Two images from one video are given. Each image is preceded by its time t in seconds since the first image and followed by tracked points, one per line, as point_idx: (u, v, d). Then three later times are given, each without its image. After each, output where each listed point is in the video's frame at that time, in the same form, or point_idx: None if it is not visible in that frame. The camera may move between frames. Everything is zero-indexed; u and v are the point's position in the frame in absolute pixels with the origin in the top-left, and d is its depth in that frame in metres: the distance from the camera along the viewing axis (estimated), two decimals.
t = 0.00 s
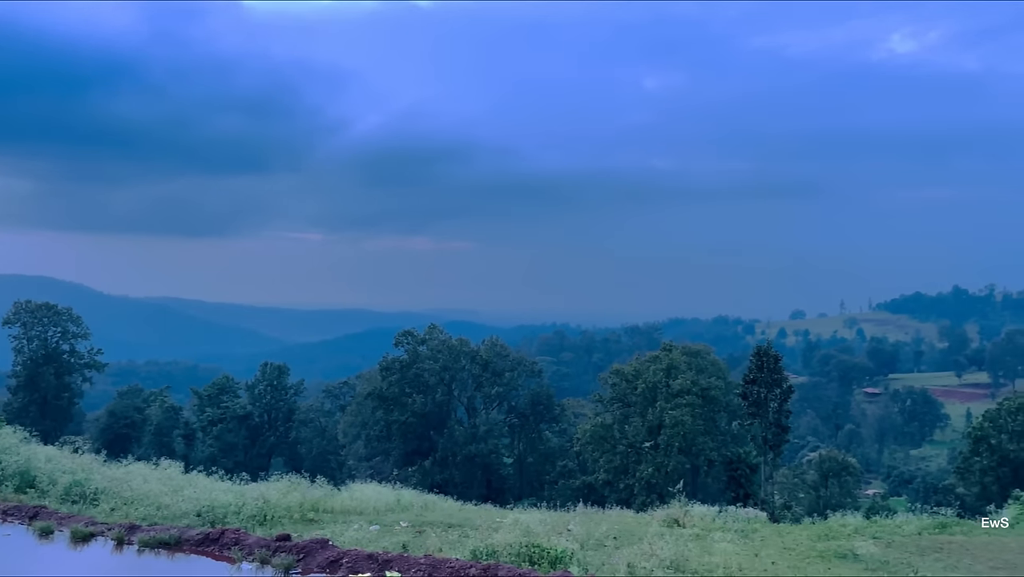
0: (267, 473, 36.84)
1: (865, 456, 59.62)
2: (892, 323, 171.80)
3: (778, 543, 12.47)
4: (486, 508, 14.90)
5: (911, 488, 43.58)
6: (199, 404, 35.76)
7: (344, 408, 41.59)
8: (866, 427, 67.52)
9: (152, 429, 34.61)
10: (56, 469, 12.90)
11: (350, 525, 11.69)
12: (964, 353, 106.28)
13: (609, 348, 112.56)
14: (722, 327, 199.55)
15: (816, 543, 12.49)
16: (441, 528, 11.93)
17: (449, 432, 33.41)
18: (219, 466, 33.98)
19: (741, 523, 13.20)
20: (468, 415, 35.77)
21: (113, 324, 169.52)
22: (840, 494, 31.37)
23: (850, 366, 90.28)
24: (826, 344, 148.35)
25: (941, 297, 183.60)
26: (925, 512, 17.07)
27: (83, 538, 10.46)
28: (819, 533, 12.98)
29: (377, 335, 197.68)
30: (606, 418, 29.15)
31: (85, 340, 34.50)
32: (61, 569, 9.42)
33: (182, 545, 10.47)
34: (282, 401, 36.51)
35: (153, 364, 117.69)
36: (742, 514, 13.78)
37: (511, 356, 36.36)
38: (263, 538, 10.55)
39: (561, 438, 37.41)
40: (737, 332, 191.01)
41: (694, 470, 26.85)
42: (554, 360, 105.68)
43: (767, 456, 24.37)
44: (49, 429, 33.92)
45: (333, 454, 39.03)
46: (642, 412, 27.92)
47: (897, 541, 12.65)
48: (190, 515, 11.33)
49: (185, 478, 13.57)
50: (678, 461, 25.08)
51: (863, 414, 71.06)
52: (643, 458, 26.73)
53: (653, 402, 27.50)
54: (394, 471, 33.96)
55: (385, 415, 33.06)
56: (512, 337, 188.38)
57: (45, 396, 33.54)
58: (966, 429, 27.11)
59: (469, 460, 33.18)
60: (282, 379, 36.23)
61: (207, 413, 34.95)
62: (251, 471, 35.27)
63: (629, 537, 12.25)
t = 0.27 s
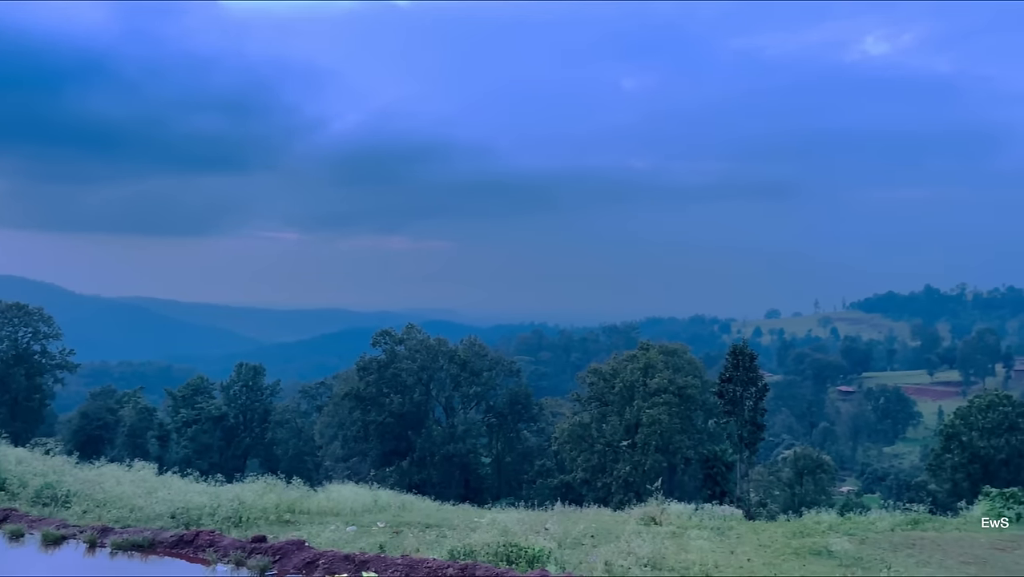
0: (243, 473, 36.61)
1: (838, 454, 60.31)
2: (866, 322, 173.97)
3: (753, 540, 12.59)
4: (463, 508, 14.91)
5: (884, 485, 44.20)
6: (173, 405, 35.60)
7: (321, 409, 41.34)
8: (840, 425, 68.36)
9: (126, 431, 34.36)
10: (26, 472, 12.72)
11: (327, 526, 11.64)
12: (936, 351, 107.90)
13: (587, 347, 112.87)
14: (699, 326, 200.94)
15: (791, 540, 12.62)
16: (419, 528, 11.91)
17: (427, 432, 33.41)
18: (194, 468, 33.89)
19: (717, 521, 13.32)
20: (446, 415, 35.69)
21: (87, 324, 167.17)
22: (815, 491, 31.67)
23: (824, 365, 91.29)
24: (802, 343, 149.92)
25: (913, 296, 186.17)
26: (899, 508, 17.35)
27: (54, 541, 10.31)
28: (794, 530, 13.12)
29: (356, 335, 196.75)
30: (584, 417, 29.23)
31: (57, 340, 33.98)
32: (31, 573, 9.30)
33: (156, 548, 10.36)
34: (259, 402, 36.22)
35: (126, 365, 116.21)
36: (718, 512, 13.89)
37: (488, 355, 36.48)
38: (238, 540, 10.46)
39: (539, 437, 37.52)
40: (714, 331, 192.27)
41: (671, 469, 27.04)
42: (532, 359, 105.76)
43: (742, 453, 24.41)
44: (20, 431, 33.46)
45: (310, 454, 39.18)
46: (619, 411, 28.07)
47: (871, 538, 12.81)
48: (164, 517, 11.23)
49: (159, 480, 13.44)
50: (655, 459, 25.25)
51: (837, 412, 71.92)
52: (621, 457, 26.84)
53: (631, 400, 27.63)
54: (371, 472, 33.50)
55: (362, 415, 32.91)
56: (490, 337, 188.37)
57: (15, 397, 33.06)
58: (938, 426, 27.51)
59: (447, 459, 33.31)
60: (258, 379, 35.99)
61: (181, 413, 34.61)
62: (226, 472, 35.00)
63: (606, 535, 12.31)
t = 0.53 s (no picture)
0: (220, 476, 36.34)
1: (815, 453, 60.94)
2: (843, 321, 175.94)
3: (732, 539, 12.67)
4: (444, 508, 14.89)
5: (860, 483, 44.74)
6: (149, 407, 35.48)
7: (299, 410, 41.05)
8: (817, 424, 69.13)
9: (101, 433, 33.94)
10: None
11: (305, 528, 11.59)
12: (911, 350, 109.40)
13: (567, 347, 113.19)
14: (678, 326, 202.16)
15: (768, 539, 12.72)
16: (399, 529, 11.89)
17: (407, 433, 33.12)
18: (171, 470, 33.64)
19: (696, 519, 13.40)
20: (426, 415, 35.92)
21: (62, 325, 165.08)
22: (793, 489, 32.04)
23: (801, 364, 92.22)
24: (779, 343, 151.41)
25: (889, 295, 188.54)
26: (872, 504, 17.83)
27: (28, 545, 10.20)
28: (771, 528, 13.24)
29: (336, 336, 195.81)
30: (563, 417, 29.32)
31: (31, 342, 33.66)
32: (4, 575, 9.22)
33: (131, 551, 10.25)
34: (236, 403, 35.96)
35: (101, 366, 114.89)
36: (697, 510, 13.97)
37: (469, 356, 36.40)
38: (215, 543, 10.36)
39: (519, 438, 37.36)
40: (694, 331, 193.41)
41: (651, 468, 27.12)
42: (512, 359, 105.86)
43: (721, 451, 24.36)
44: None
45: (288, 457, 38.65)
46: (599, 411, 28.18)
47: (847, 535, 12.94)
48: (140, 520, 11.13)
49: (135, 482, 13.32)
50: (634, 459, 25.40)
51: (813, 411, 72.68)
52: (600, 457, 26.94)
53: (610, 400, 27.80)
54: (350, 473, 33.66)
55: (341, 417, 32.96)
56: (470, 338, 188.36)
57: None
58: (912, 425, 27.72)
59: (427, 461, 33.20)
60: (235, 381, 35.83)
61: (158, 415, 34.44)
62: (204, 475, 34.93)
63: (586, 535, 12.34)
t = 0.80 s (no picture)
0: (197, 479, 35.98)
1: (792, 451, 61.55)
2: (821, 321, 177.75)
3: (711, 537, 12.76)
4: (423, 510, 14.86)
5: (837, 481, 45.25)
6: (125, 409, 35.21)
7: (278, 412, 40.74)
8: (794, 423, 69.82)
9: (75, 436, 33.32)
10: None
11: (283, 530, 11.54)
12: (886, 350, 110.78)
13: (548, 347, 113.38)
14: (658, 326, 203.22)
15: (747, 537, 12.81)
16: (378, 531, 11.84)
17: (386, 435, 33.32)
18: (147, 473, 33.27)
19: (675, 518, 13.48)
20: (406, 416, 35.75)
21: (36, 327, 162.68)
22: (772, 487, 32.44)
23: (779, 364, 93.06)
24: (757, 342, 152.69)
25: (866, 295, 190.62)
26: (849, 503, 17.90)
27: None
28: (750, 527, 13.35)
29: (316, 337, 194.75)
30: (544, 417, 29.29)
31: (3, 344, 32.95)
32: None
33: (106, 555, 10.15)
34: (213, 405, 35.85)
35: (75, 368, 113.39)
36: (676, 510, 14.05)
37: (449, 356, 36.44)
38: (191, 546, 10.26)
39: (500, 439, 37.40)
40: (674, 331, 194.40)
41: (631, 468, 27.27)
42: (492, 360, 105.78)
43: (698, 451, 24.60)
44: None
45: (266, 459, 37.83)
46: (579, 411, 28.31)
47: (824, 533, 13.06)
48: (115, 524, 11.01)
49: (110, 485, 13.16)
50: (615, 459, 25.49)
51: (790, 410, 73.40)
52: (580, 457, 27.05)
53: (590, 401, 27.98)
54: (330, 475, 33.63)
55: (320, 418, 32.88)
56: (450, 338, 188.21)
57: None
58: (889, 423, 27.91)
59: (407, 462, 33.15)
60: (212, 383, 35.54)
61: (134, 418, 33.94)
62: (180, 478, 34.52)
63: (566, 535, 12.36)
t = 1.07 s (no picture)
0: (173, 482, 35.41)
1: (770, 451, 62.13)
2: (797, 320, 179.54)
3: (689, 536, 12.85)
4: (402, 512, 14.81)
5: (814, 479, 45.73)
6: (100, 412, 34.96)
7: (256, 414, 40.45)
8: (771, 422, 70.46)
9: (50, 439, 32.66)
10: None
11: (261, 533, 11.47)
12: (862, 349, 112.09)
13: (527, 348, 113.54)
14: (637, 326, 204.22)
15: (725, 537, 12.88)
16: (357, 533, 11.80)
17: (365, 436, 33.03)
18: (123, 476, 32.61)
19: (654, 517, 13.56)
20: (386, 418, 35.62)
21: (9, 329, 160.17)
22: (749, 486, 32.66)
23: (756, 363, 93.87)
24: (736, 342, 153.95)
25: (843, 295, 192.67)
26: (826, 502, 17.94)
27: None
28: (728, 525, 13.44)
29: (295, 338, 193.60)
30: (524, 417, 29.36)
31: None
32: None
33: (80, 559, 10.01)
34: (190, 407, 35.40)
35: (48, 371, 111.80)
36: (656, 509, 14.12)
37: (429, 357, 36.33)
38: (168, 550, 10.15)
39: (480, 439, 37.56)
40: (654, 330, 195.36)
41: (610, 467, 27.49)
42: (472, 360, 105.69)
43: (677, 450, 24.91)
44: None
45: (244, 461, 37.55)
46: (559, 412, 28.39)
47: (801, 532, 13.16)
48: (90, 528, 10.88)
49: (85, 489, 12.99)
50: (594, 459, 25.65)
51: (767, 409, 74.02)
52: (560, 457, 27.05)
53: (570, 401, 28.12)
54: (308, 477, 33.50)
55: (299, 420, 32.72)
56: (430, 339, 187.90)
57: None
58: (864, 422, 28.43)
59: (386, 464, 32.79)
60: (189, 385, 35.15)
61: (109, 421, 33.81)
62: (156, 481, 34.06)
63: (546, 535, 12.38)
